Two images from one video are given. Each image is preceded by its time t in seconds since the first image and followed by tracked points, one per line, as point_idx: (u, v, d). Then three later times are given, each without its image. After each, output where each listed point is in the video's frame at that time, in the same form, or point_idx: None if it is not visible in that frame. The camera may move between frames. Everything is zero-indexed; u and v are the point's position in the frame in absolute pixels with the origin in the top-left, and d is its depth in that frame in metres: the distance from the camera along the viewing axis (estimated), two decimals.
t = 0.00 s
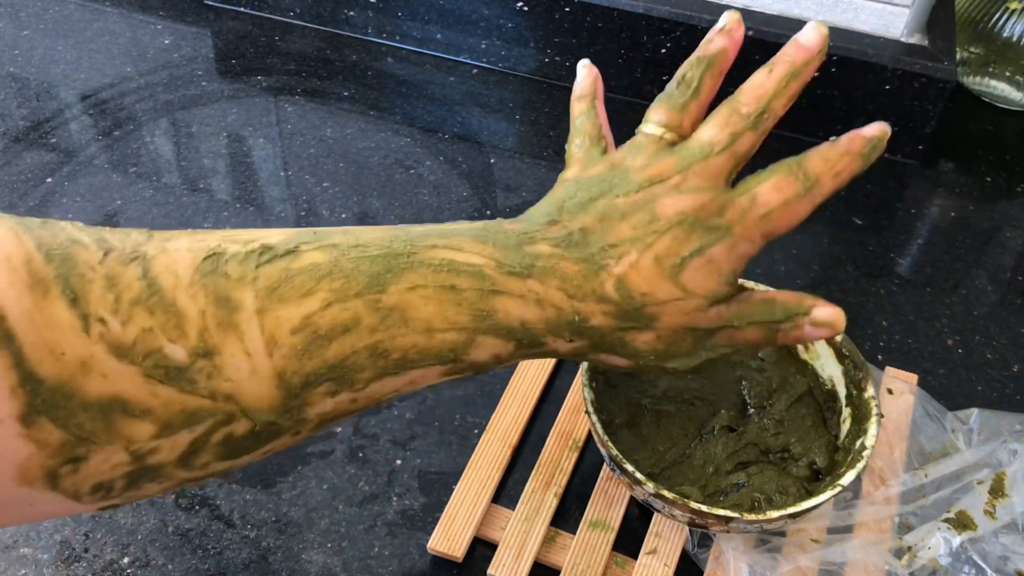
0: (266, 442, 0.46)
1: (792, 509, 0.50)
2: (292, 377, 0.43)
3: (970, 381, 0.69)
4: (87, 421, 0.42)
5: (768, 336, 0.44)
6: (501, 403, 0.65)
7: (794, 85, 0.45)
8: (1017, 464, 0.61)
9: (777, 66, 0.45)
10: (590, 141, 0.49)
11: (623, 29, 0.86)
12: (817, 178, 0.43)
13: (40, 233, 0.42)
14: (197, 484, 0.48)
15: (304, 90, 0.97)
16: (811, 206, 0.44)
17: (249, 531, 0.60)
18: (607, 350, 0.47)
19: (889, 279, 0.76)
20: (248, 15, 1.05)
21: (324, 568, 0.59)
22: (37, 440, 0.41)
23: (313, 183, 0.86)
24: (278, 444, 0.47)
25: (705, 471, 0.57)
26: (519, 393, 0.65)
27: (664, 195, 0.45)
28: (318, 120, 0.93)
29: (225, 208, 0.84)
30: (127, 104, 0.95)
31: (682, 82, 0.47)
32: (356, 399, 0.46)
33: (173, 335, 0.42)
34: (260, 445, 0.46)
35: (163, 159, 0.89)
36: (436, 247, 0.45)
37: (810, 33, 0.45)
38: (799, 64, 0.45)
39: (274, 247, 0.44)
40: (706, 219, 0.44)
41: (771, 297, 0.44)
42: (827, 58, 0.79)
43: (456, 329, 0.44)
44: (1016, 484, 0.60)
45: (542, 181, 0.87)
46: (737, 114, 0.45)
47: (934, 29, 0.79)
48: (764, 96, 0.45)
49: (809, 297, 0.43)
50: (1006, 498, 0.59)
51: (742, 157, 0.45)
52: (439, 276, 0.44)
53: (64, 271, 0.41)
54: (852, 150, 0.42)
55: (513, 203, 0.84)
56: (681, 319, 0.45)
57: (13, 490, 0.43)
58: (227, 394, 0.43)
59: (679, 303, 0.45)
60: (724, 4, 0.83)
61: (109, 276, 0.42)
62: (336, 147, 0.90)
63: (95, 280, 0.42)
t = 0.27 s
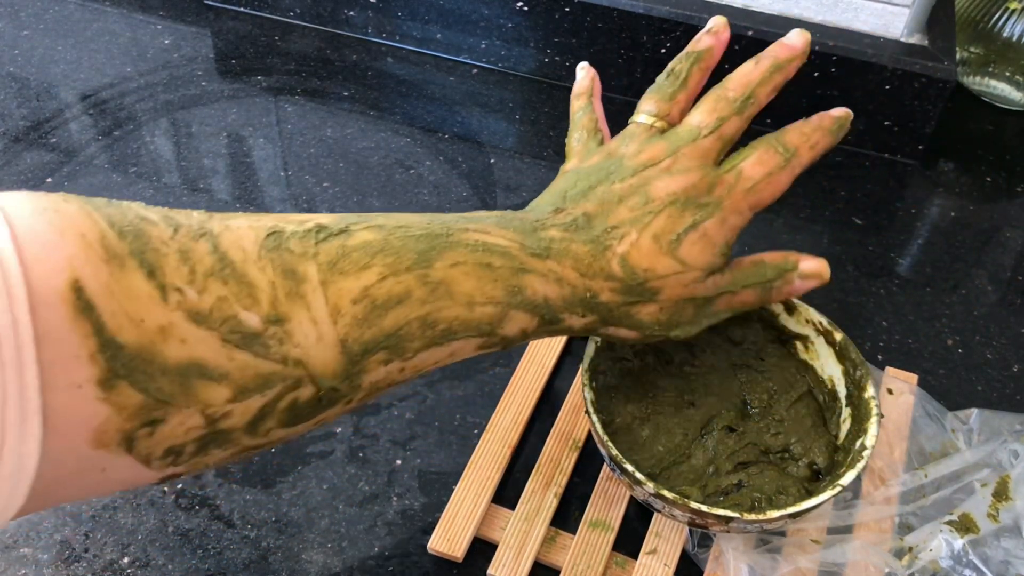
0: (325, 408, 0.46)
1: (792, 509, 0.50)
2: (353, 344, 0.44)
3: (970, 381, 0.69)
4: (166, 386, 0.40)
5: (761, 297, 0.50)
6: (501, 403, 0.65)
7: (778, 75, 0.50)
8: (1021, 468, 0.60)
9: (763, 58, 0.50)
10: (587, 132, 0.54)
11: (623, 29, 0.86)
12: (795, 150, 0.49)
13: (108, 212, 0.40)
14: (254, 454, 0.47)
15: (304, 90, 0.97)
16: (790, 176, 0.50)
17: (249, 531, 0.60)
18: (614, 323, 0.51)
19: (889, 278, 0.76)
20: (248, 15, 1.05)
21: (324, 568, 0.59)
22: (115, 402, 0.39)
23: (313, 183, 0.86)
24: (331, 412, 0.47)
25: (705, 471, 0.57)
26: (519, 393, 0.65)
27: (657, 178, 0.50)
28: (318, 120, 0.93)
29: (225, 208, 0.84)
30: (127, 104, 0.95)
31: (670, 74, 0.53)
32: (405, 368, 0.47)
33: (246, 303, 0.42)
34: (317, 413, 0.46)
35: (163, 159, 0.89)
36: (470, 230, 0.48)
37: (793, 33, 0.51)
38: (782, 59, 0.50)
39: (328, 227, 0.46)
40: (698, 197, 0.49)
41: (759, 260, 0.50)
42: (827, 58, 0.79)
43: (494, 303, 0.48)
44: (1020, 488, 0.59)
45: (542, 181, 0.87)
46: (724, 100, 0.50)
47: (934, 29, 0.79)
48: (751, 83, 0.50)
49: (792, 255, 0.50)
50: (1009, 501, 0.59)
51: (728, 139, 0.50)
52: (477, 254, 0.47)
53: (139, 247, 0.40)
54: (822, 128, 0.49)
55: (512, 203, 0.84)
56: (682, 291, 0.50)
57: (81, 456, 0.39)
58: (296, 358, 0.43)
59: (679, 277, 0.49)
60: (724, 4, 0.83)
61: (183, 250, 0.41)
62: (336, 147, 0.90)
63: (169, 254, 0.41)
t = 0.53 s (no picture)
0: (330, 412, 0.46)
1: (792, 509, 0.50)
2: (360, 347, 0.45)
3: (970, 382, 0.69)
4: (173, 386, 0.40)
5: (769, 306, 0.51)
6: (501, 403, 0.65)
7: (790, 92, 0.51)
8: None
9: (776, 75, 0.51)
10: (598, 139, 0.55)
11: (623, 29, 0.86)
12: (803, 162, 0.49)
13: (118, 214, 0.41)
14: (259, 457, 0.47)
15: (304, 90, 0.97)
16: (800, 188, 0.50)
17: (249, 531, 0.60)
18: (622, 331, 0.51)
19: (889, 279, 0.76)
20: (248, 15, 1.05)
21: (324, 568, 0.58)
22: (122, 403, 0.39)
23: (313, 183, 0.86)
24: (337, 417, 0.47)
25: (705, 471, 0.57)
26: (519, 393, 0.65)
27: (665, 187, 0.50)
28: (318, 120, 0.93)
29: (225, 207, 0.84)
30: (127, 104, 0.95)
31: (683, 85, 0.53)
32: (411, 373, 0.47)
33: (255, 306, 0.42)
34: (323, 417, 0.46)
35: (163, 159, 0.89)
36: (478, 236, 0.49)
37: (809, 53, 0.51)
38: (796, 75, 0.51)
39: (338, 231, 0.46)
40: (705, 206, 0.50)
41: (764, 271, 0.51)
42: (827, 58, 0.79)
43: (500, 309, 0.48)
44: None
45: (542, 181, 0.87)
46: (736, 113, 0.51)
47: (934, 29, 0.79)
48: (763, 97, 0.51)
49: (796, 265, 0.50)
50: (1014, 507, 0.58)
51: (737, 151, 0.51)
52: (484, 260, 0.48)
53: (148, 249, 0.40)
54: (832, 140, 0.49)
55: (512, 203, 0.84)
56: (688, 300, 0.50)
57: (86, 454, 0.39)
58: (304, 361, 0.43)
59: (687, 285, 0.49)
60: (724, 4, 0.83)
61: (192, 252, 0.42)
62: (336, 147, 0.90)
63: (178, 256, 0.41)
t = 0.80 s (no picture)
0: (302, 410, 0.46)
1: (792, 509, 0.50)
2: (332, 347, 0.45)
3: (970, 382, 0.69)
4: (142, 386, 0.40)
5: (753, 302, 0.50)
6: (501, 403, 0.65)
7: (778, 84, 0.51)
8: None
9: (764, 68, 0.51)
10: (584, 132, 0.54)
11: (623, 29, 0.86)
12: (790, 157, 0.49)
13: (89, 212, 0.41)
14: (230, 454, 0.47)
15: (304, 90, 0.97)
16: (786, 183, 0.50)
17: (249, 531, 0.60)
18: (603, 329, 0.51)
19: (889, 279, 0.76)
20: (248, 15, 1.05)
21: (324, 568, 0.58)
22: (91, 402, 0.39)
23: (313, 183, 0.86)
24: (310, 414, 0.48)
25: (705, 471, 0.57)
26: (519, 393, 0.65)
27: (649, 182, 0.50)
28: (318, 120, 0.93)
29: (225, 208, 0.84)
30: (127, 104, 0.95)
31: (670, 78, 0.53)
32: (385, 372, 0.48)
33: (225, 305, 0.42)
34: (295, 414, 0.46)
35: (163, 160, 0.89)
36: (456, 234, 0.49)
37: (798, 46, 0.51)
38: (784, 69, 0.51)
39: (312, 228, 0.46)
40: (689, 203, 0.49)
41: (750, 266, 0.50)
42: (827, 58, 0.79)
43: (476, 308, 0.48)
44: None
45: (542, 180, 0.87)
46: (722, 107, 0.50)
47: (934, 30, 0.79)
48: (751, 90, 0.51)
49: (783, 259, 0.50)
50: (1017, 511, 0.58)
51: (722, 147, 0.50)
52: (461, 258, 0.48)
53: (118, 248, 0.40)
54: (820, 135, 0.49)
55: (513, 203, 0.84)
56: (670, 297, 0.50)
57: (56, 452, 0.40)
58: (274, 360, 0.44)
59: (669, 282, 0.49)
60: (724, 4, 0.83)
61: (162, 251, 0.42)
62: (336, 147, 0.90)
63: (148, 255, 0.41)
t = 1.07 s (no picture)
0: (260, 418, 0.45)
1: (792, 509, 0.50)
2: (294, 361, 0.42)
3: (970, 382, 0.69)
4: (96, 381, 0.39)
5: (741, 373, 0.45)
6: (501, 403, 0.65)
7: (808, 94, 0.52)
8: None
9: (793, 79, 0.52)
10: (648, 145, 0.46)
11: (623, 29, 0.86)
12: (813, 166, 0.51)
13: (61, 196, 0.39)
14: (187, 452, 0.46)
15: (304, 90, 0.97)
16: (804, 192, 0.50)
17: (249, 531, 0.60)
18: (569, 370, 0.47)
19: (889, 279, 0.76)
20: (248, 15, 1.05)
21: (324, 568, 0.58)
22: (46, 391, 0.38)
23: (313, 183, 0.86)
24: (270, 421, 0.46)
25: (705, 471, 0.57)
26: (519, 394, 0.66)
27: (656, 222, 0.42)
28: (319, 120, 0.93)
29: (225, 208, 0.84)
30: (127, 104, 0.95)
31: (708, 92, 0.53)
32: (349, 388, 0.45)
33: (186, 310, 0.40)
34: (256, 420, 0.45)
35: (163, 160, 0.89)
36: (439, 253, 0.45)
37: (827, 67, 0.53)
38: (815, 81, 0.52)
39: (291, 234, 0.43)
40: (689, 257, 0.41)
41: (749, 336, 0.44)
42: (827, 58, 0.79)
43: (445, 335, 0.45)
44: None
45: (542, 180, 0.87)
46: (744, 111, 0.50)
47: (934, 29, 0.79)
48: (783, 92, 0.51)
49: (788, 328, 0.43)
50: (1021, 517, 0.58)
51: (760, 217, 0.41)
52: (438, 282, 0.44)
53: (86, 240, 0.38)
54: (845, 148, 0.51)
55: (513, 204, 0.84)
56: (637, 364, 0.44)
57: (11, 435, 0.39)
58: (233, 369, 0.42)
59: (637, 349, 0.43)
60: (724, 4, 0.83)
61: (131, 249, 0.40)
62: (336, 147, 0.90)
63: (116, 250, 0.39)
